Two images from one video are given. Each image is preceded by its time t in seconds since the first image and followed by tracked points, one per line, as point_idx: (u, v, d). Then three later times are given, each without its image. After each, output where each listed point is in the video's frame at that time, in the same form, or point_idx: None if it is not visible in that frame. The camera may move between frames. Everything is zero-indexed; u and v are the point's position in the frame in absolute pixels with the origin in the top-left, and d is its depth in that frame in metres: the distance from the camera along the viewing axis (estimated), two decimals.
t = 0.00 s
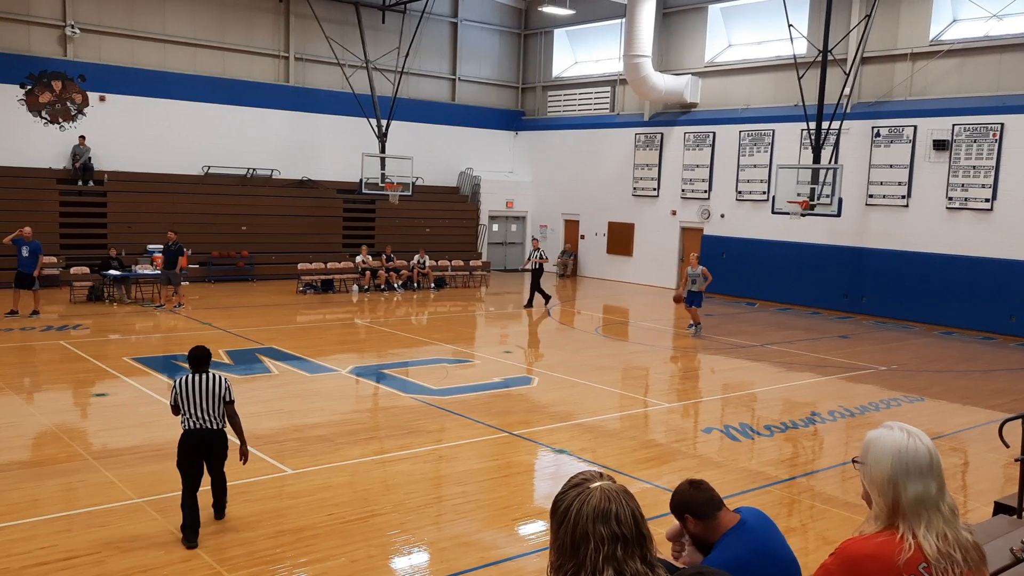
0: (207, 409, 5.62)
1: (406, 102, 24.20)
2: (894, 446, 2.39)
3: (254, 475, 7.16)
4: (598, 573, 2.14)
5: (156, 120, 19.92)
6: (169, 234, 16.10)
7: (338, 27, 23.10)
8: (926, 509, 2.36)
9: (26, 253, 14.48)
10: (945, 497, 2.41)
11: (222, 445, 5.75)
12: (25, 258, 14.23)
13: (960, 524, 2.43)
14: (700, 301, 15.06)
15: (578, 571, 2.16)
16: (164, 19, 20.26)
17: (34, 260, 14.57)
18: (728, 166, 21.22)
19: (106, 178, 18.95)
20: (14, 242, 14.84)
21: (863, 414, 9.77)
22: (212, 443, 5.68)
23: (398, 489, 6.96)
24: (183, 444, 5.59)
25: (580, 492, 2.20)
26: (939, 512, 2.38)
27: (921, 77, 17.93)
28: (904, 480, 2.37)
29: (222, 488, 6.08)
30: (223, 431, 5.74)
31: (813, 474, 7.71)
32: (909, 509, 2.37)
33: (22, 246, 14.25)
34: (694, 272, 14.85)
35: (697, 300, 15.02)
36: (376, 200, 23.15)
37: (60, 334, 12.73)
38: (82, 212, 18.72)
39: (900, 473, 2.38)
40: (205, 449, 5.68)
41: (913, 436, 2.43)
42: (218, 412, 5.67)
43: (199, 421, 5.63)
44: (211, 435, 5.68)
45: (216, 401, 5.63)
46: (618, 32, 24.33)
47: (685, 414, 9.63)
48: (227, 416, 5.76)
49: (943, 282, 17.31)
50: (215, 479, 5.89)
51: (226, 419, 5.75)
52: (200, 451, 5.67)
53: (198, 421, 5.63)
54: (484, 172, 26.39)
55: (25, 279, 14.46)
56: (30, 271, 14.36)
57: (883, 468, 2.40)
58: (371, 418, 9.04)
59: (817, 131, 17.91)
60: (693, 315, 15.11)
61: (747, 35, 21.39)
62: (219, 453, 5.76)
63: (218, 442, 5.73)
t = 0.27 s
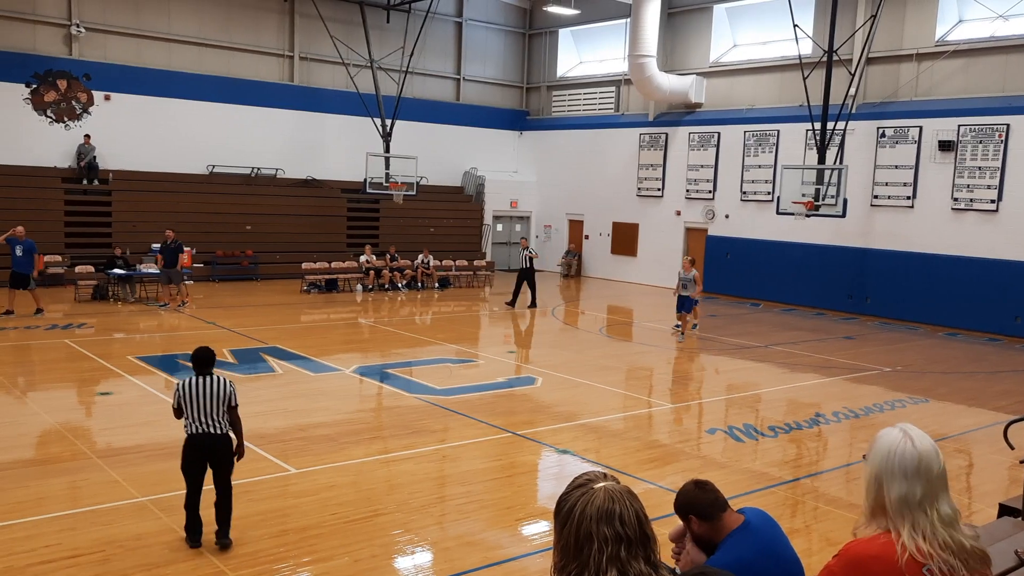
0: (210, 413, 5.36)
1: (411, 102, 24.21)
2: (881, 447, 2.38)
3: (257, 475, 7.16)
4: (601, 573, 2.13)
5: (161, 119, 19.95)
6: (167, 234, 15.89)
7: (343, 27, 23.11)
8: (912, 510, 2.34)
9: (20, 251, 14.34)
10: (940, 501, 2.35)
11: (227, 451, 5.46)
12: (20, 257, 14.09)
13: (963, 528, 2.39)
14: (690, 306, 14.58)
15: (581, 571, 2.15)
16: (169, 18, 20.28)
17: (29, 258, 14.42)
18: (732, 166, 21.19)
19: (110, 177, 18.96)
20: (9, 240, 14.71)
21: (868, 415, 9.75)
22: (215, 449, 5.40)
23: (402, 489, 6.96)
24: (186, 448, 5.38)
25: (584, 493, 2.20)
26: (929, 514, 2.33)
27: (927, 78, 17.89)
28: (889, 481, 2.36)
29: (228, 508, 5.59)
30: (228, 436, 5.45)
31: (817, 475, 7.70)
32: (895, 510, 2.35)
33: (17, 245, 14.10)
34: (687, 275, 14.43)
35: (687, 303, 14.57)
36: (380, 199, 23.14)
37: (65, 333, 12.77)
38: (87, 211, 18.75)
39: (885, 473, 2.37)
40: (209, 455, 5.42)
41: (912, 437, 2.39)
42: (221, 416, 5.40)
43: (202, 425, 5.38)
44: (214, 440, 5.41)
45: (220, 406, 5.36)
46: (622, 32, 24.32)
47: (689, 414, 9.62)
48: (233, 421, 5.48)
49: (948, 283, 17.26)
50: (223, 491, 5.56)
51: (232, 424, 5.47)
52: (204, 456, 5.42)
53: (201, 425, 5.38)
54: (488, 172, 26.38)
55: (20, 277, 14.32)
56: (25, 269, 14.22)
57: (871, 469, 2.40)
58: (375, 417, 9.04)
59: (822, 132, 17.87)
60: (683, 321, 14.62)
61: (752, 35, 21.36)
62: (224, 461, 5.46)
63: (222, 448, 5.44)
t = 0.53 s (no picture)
0: (221, 427, 5.25)
1: (415, 102, 24.23)
2: (885, 445, 2.40)
3: (260, 474, 7.17)
4: (604, 573, 2.14)
5: (165, 118, 19.97)
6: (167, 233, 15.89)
7: (347, 27, 23.12)
8: (912, 512, 2.33)
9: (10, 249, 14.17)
10: (943, 504, 2.34)
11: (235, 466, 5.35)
12: (10, 255, 13.95)
13: (967, 532, 2.37)
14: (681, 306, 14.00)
15: (584, 572, 2.16)
16: (174, 18, 20.31)
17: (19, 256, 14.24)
18: (736, 167, 21.18)
19: (115, 176, 18.98)
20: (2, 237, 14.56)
21: (871, 417, 9.74)
22: (223, 464, 5.27)
23: (405, 489, 6.97)
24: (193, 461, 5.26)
25: (587, 494, 2.20)
26: (929, 516, 2.33)
27: (931, 79, 17.87)
28: (889, 480, 2.36)
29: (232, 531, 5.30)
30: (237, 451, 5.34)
31: (820, 476, 7.69)
32: (892, 510, 2.36)
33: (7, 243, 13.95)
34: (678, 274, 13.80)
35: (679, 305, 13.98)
36: (384, 199, 23.16)
37: (69, 332, 12.79)
38: (91, 210, 18.78)
39: (887, 472, 2.37)
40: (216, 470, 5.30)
41: (916, 438, 2.39)
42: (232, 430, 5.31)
43: (211, 439, 5.27)
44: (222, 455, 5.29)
45: (232, 420, 5.27)
46: (627, 33, 24.31)
47: (692, 415, 9.62)
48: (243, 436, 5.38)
49: (952, 285, 17.24)
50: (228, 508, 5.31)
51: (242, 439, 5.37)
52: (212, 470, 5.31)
53: (210, 439, 5.26)
54: (492, 172, 26.40)
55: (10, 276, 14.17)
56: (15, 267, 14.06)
57: (874, 466, 2.41)
58: (379, 417, 9.05)
59: (827, 133, 17.85)
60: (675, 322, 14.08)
61: (757, 36, 21.34)
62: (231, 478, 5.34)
63: (231, 464, 5.32)
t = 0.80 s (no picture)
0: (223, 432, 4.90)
1: (419, 102, 24.23)
2: (891, 446, 2.37)
3: (264, 473, 7.17)
4: (608, 573, 2.13)
5: (170, 117, 19.99)
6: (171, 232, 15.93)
7: (352, 27, 23.13)
8: (918, 513, 2.31)
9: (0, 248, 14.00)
10: (948, 505, 2.32)
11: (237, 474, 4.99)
12: None
13: (972, 532, 2.35)
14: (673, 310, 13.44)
15: (588, 572, 2.15)
16: (179, 16, 20.33)
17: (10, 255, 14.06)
18: (740, 167, 21.16)
19: (119, 175, 19.00)
20: None
21: (875, 417, 9.72)
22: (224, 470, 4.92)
23: (408, 488, 6.97)
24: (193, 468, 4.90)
25: (591, 493, 2.19)
26: (934, 517, 2.31)
27: (937, 79, 17.82)
28: (894, 481, 2.34)
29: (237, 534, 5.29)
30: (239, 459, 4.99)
31: (824, 477, 7.68)
32: (897, 511, 2.34)
33: None
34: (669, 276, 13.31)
35: (670, 308, 13.47)
36: (388, 198, 23.16)
37: (74, 330, 12.81)
38: (96, 209, 18.80)
39: (893, 473, 2.35)
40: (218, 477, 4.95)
41: (921, 439, 2.37)
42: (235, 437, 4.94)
43: (214, 444, 4.91)
44: (225, 462, 4.94)
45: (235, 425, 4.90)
46: (631, 32, 24.30)
47: (695, 415, 9.61)
48: (247, 442, 5.02)
49: (957, 285, 17.19)
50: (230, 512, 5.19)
51: (246, 445, 5.01)
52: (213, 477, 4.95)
53: (212, 445, 4.90)
54: (496, 172, 26.40)
55: None
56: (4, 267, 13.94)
57: (880, 466, 2.39)
58: (382, 416, 9.05)
59: (831, 133, 17.82)
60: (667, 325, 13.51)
61: (761, 36, 21.31)
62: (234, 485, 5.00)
63: (235, 471, 4.98)
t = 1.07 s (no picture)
0: (217, 443, 4.54)
1: (423, 101, 24.24)
2: (905, 448, 2.35)
3: (268, 472, 7.18)
4: (612, 573, 2.13)
5: (174, 116, 20.03)
6: (179, 231, 15.97)
7: (356, 27, 23.15)
8: (930, 514, 2.30)
9: None
10: (958, 505, 2.32)
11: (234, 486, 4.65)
12: None
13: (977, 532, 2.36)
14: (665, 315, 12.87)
15: (591, 571, 2.15)
16: (183, 16, 20.36)
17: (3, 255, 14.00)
18: (744, 167, 21.14)
19: (124, 174, 19.04)
20: None
21: (879, 418, 9.71)
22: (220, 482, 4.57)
23: (412, 487, 6.97)
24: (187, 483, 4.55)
25: (595, 493, 2.20)
26: (946, 519, 2.30)
27: (941, 79, 17.78)
28: (907, 484, 2.33)
29: (238, 536, 5.21)
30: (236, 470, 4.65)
31: (827, 477, 7.67)
32: (911, 513, 2.32)
33: None
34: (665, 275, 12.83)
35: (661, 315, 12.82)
36: (392, 198, 23.18)
37: (78, 329, 12.84)
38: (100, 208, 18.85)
39: (907, 475, 2.33)
40: (215, 491, 4.59)
41: (931, 440, 2.37)
42: (230, 447, 4.59)
43: (208, 456, 4.55)
44: (220, 474, 4.58)
45: (230, 435, 4.57)
46: (635, 32, 24.29)
47: (699, 415, 9.60)
48: (242, 451, 4.67)
49: (961, 286, 17.16)
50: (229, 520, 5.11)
51: (242, 455, 4.66)
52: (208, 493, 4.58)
53: (206, 457, 4.54)
54: (500, 172, 26.41)
55: None
56: None
57: (893, 469, 2.36)
58: (385, 416, 9.05)
59: (835, 133, 17.79)
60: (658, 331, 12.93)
61: (766, 35, 21.29)
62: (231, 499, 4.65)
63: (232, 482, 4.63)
